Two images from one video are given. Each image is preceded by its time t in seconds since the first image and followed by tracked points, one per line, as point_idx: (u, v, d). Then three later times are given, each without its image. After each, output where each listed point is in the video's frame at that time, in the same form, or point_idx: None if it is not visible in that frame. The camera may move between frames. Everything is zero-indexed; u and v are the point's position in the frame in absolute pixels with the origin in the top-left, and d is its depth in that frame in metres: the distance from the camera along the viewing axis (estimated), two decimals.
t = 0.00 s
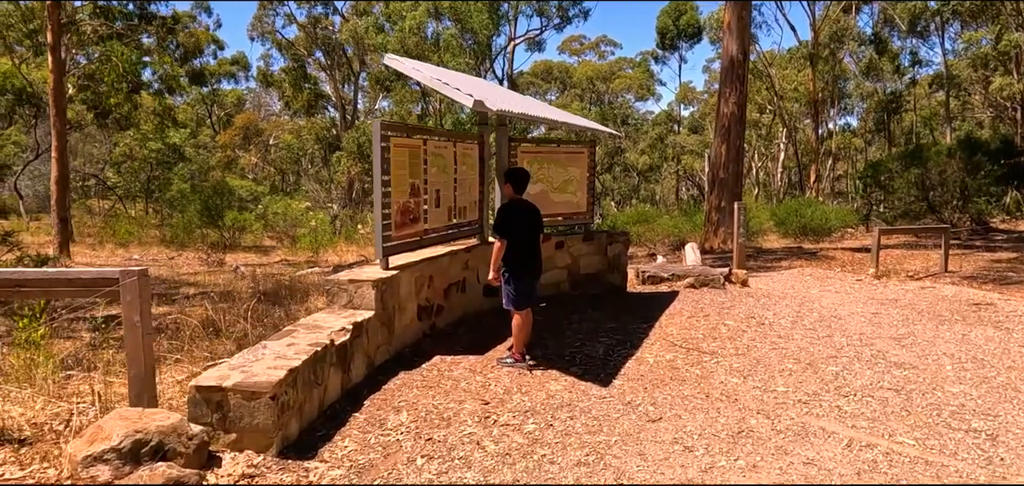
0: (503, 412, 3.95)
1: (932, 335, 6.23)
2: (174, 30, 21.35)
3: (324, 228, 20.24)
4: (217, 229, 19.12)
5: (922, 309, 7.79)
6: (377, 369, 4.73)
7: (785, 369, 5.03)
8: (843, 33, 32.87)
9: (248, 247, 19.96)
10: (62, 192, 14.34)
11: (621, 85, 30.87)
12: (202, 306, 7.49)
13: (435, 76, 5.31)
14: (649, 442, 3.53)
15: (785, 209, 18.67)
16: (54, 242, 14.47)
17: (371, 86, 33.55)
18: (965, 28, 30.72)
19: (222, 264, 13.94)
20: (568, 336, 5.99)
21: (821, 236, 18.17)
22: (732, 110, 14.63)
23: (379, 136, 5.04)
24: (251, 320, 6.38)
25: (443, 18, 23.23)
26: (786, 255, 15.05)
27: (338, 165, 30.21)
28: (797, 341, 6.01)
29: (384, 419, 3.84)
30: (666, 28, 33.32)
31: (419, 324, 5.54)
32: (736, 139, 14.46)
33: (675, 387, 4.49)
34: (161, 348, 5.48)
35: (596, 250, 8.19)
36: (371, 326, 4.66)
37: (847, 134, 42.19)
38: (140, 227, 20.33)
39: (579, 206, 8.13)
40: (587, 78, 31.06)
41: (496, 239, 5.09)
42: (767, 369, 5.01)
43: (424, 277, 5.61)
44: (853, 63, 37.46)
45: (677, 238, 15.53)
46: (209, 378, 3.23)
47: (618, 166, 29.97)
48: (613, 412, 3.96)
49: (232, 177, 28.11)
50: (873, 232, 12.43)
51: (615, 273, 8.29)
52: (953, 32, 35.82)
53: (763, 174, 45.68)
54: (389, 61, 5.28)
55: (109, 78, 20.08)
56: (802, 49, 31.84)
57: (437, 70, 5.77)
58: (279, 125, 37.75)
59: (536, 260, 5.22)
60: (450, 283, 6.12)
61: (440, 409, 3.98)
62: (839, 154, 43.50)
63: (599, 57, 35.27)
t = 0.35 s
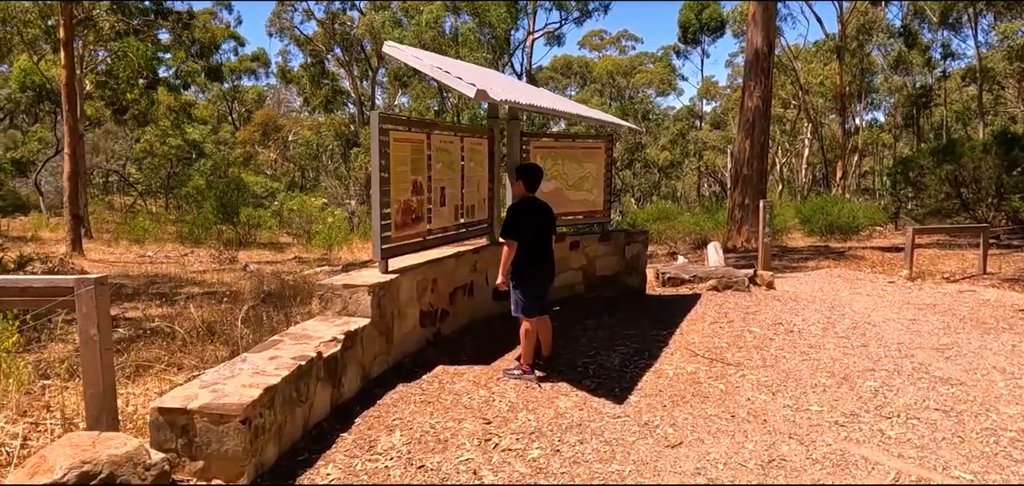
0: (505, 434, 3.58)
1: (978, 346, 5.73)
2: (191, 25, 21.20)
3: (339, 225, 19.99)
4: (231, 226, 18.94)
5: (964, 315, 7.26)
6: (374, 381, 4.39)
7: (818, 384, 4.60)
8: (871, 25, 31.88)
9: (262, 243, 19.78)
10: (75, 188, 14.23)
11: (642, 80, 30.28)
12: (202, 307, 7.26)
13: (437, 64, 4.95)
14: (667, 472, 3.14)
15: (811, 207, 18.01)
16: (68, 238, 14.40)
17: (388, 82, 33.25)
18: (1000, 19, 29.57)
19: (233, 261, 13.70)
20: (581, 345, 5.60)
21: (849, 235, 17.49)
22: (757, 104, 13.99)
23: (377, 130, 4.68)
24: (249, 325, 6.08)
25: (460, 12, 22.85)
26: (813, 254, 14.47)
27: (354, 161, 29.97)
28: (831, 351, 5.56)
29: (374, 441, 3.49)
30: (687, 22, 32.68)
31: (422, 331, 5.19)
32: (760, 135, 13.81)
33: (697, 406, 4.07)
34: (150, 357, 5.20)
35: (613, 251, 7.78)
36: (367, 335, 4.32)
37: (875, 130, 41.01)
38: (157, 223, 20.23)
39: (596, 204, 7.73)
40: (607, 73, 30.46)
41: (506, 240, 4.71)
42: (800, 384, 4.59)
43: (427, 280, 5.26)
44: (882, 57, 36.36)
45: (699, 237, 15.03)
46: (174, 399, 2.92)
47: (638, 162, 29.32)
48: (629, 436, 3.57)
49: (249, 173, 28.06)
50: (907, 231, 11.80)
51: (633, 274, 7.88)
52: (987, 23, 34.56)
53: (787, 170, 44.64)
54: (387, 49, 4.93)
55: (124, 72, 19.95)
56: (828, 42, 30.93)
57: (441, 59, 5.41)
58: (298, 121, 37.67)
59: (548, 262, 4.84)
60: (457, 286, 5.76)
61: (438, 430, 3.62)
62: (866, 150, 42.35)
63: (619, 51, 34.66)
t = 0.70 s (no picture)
0: (505, 446, 3.21)
1: None
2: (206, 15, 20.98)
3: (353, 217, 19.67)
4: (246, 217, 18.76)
5: (1010, 314, 6.72)
6: (367, 383, 4.04)
7: (856, 390, 4.16)
8: (901, 12, 30.83)
9: (276, 235, 19.58)
10: (87, 179, 14.10)
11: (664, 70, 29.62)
12: (201, 301, 7.04)
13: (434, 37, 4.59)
14: None
15: (838, 199, 17.34)
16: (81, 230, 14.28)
17: (405, 74, 32.88)
18: None
19: (245, 253, 13.47)
20: (596, 343, 5.20)
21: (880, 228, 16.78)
22: (783, 92, 13.24)
23: (373, 110, 4.31)
24: (245, 320, 5.76)
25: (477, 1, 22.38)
26: (841, 248, 13.87)
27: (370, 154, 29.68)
28: (869, 351, 5.10)
29: (359, 452, 3.14)
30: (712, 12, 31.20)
31: (423, 328, 4.82)
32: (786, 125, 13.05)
33: (721, 414, 3.67)
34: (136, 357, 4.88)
35: (631, 242, 7.36)
36: (358, 334, 3.96)
37: (904, 121, 39.82)
38: (173, 213, 20.17)
39: (613, 193, 7.32)
40: (628, 63, 29.63)
41: (523, 226, 4.28)
42: (836, 390, 4.15)
43: (429, 273, 4.89)
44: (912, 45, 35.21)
45: (722, 229, 14.51)
46: (127, 406, 2.58)
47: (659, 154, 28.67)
48: (645, 449, 3.18)
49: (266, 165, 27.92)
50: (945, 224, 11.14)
51: (652, 268, 7.44)
52: None
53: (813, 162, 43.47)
54: (384, 23, 4.58)
55: (140, 63, 19.82)
56: (857, 29, 29.94)
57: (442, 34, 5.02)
58: (316, 113, 37.51)
59: (565, 251, 4.45)
60: (464, 279, 5.40)
61: (431, 440, 3.26)
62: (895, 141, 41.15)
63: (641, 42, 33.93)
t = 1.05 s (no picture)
0: (494, 465, 2.87)
1: None
2: (218, 7, 20.78)
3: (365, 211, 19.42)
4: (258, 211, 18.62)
5: None
6: (350, 388, 3.72)
7: (888, 402, 3.76)
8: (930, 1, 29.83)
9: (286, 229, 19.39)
10: (95, 172, 13.98)
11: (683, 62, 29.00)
12: (197, 296, 6.81)
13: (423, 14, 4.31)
14: None
15: (863, 193, 16.73)
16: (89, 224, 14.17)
17: (420, 66, 32.51)
18: None
19: (252, 247, 13.26)
20: (604, 346, 4.83)
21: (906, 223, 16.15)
22: (806, 82, 12.59)
23: (359, 93, 3.97)
24: (235, 320, 5.48)
25: None
26: (866, 244, 13.33)
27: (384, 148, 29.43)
28: (900, 358, 4.68)
29: (329, 470, 2.82)
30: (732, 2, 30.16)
31: (416, 328, 4.50)
32: (809, 116, 12.48)
33: (737, 430, 3.30)
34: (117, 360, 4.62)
35: (644, 237, 6.96)
36: (341, 337, 3.65)
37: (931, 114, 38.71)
38: (187, 206, 20.15)
39: (625, 185, 6.92)
40: (646, 55, 29.01)
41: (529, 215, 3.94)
42: (865, 402, 3.75)
43: (424, 269, 4.56)
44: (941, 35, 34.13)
45: (741, 224, 14.03)
46: (56, 423, 2.28)
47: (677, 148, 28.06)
48: (650, 471, 2.83)
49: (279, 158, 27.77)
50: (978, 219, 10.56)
51: (666, 264, 7.04)
52: None
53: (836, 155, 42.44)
54: None
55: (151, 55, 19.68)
56: (882, 18, 29.03)
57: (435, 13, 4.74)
58: (331, 107, 37.33)
59: (574, 245, 4.07)
60: (462, 274, 5.06)
61: (411, 457, 2.92)
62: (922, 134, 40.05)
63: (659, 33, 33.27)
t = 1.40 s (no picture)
0: None
1: None
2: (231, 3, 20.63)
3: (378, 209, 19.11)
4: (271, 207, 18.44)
5: None
6: (324, 405, 3.39)
7: (923, 427, 3.35)
8: None
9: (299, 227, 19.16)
10: (106, 169, 13.88)
11: (704, 58, 28.34)
12: (190, 296, 6.57)
13: None
14: None
15: (892, 191, 16.04)
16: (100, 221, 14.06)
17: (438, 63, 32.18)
18: None
19: (261, 245, 13.04)
20: (609, 357, 4.46)
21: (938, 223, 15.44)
22: (832, 76, 11.97)
23: (338, 81, 3.64)
24: (219, 323, 5.20)
25: None
26: (895, 244, 12.74)
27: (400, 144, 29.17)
28: (936, 373, 4.24)
29: None
30: None
31: (404, 336, 4.17)
32: (835, 110, 11.91)
33: (750, 459, 2.92)
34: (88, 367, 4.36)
35: (656, 237, 6.56)
36: (313, 348, 3.32)
37: (963, 110, 37.50)
38: (201, 202, 20.07)
39: (637, 182, 6.53)
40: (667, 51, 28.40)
41: (519, 209, 3.65)
42: (896, 426, 3.34)
43: (413, 273, 4.22)
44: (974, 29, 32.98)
45: (763, 223, 13.50)
46: None
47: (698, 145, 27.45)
48: None
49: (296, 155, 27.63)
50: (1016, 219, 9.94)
51: (680, 266, 6.62)
52: None
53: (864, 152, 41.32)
54: None
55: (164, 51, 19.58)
56: (912, 10, 28.02)
57: None
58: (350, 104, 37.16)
59: (573, 245, 3.69)
60: (457, 277, 4.71)
61: None
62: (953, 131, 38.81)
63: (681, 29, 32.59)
